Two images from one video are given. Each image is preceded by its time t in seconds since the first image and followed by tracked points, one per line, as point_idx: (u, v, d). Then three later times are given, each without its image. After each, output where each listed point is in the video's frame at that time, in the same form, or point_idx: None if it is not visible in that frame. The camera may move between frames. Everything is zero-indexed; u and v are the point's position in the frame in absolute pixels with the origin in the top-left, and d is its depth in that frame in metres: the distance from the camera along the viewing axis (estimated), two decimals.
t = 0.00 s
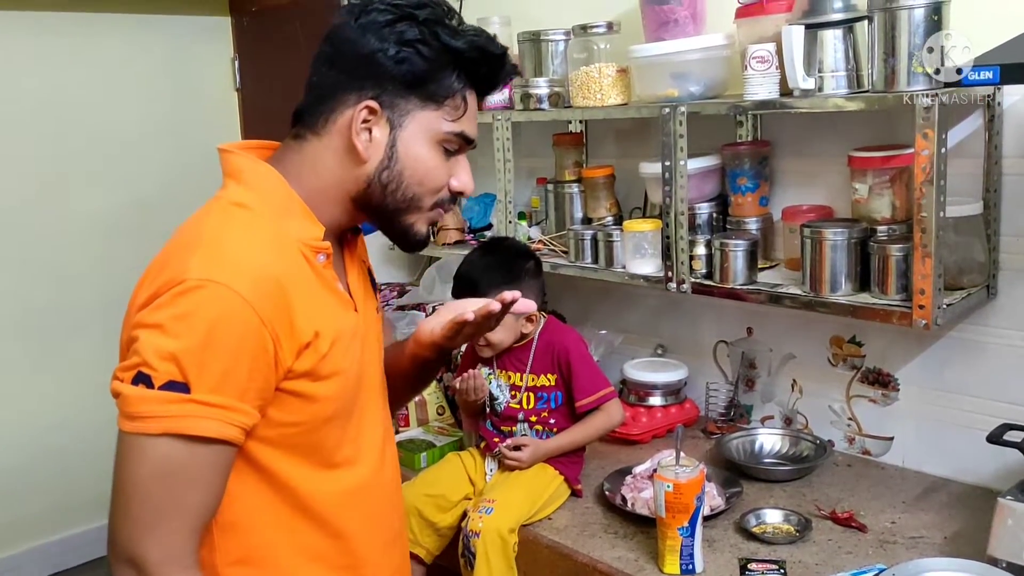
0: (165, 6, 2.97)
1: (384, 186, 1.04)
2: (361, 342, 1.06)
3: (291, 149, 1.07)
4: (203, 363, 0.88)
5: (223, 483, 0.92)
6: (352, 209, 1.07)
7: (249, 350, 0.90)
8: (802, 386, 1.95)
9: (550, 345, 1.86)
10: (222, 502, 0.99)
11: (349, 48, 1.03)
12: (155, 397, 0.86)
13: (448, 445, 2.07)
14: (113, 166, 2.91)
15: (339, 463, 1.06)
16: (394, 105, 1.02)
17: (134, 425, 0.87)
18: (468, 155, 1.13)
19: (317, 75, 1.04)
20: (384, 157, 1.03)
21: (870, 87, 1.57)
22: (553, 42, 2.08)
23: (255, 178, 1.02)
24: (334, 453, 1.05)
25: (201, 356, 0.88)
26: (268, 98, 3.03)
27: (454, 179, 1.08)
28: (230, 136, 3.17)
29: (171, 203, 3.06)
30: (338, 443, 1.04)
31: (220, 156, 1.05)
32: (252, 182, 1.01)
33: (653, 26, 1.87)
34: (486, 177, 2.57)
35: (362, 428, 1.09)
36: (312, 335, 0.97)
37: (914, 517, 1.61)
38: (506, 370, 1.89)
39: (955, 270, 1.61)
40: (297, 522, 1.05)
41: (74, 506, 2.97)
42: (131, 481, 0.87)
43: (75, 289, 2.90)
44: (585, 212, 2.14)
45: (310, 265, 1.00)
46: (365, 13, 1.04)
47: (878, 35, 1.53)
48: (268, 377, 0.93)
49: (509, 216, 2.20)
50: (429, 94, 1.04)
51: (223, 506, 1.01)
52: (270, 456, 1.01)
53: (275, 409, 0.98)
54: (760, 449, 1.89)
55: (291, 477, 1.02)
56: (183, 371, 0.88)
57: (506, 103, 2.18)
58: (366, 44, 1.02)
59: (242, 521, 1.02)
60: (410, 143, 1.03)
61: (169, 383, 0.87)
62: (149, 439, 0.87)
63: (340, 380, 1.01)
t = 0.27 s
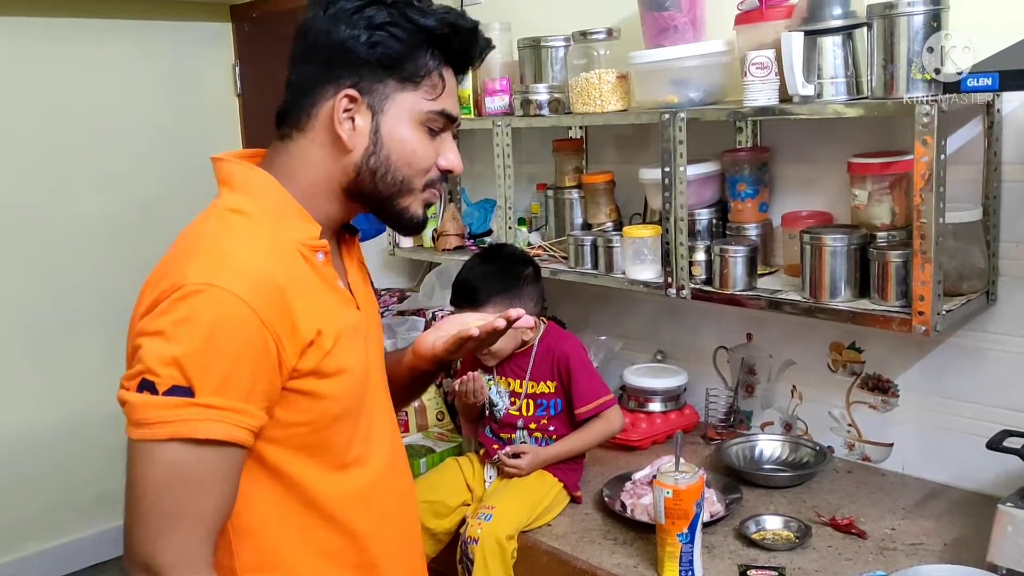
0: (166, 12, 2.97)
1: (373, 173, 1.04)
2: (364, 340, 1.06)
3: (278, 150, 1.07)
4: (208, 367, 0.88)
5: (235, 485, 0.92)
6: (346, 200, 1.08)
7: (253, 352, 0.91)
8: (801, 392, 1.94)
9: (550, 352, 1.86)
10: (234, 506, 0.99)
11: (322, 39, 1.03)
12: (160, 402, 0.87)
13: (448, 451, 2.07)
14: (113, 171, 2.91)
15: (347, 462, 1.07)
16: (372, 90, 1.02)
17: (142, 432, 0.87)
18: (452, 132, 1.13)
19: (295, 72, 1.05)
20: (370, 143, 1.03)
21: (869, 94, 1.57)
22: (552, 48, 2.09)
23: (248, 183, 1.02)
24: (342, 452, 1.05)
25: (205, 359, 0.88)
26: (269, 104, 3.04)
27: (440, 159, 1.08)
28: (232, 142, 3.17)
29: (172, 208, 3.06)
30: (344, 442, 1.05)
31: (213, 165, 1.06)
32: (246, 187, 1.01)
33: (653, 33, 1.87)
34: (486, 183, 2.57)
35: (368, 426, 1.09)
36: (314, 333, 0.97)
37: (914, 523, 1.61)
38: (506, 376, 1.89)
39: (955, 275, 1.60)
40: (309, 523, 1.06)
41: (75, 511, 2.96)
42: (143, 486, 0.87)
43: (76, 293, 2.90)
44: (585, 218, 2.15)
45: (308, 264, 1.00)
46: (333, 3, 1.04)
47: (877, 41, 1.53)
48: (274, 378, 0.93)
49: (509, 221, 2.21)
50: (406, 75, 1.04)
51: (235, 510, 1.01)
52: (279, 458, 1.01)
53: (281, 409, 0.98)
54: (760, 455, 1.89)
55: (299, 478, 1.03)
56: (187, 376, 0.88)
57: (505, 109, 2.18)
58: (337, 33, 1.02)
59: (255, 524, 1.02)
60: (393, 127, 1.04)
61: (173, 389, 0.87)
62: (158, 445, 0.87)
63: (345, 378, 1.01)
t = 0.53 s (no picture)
0: (166, 19, 2.98)
1: (365, 171, 1.04)
2: (370, 339, 1.06)
3: (270, 157, 1.07)
4: (217, 374, 0.88)
5: (251, 490, 0.93)
6: (341, 200, 1.08)
7: (261, 357, 0.91)
8: (801, 399, 1.94)
9: (549, 359, 1.86)
10: (251, 513, 1.00)
11: (304, 42, 1.03)
12: (171, 412, 0.87)
13: (448, 458, 2.07)
14: (113, 177, 2.92)
15: (359, 462, 1.07)
16: (358, 89, 1.02)
17: (156, 443, 0.87)
18: (441, 125, 1.14)
19: (281, 77, 1.05)
20: (360, 142, 1.04)
21: (869, 100, 1.57)
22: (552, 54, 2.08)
23: (244, 191, 1.02)
24: (353, 453, 1.05)
25: (214, 367, 0.88)
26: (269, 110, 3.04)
27: (430, 152, 1.08)
28: (232, 148, 3.18)
29: (173, 215, 3.06)
30: (354, 443, 1.05)
31: (209, 177, 1.06)
32: (242, 197, 1.01)
33: (652, 39, 1.87)
34: (486, 190, 2.57)
35: (378, 426, 1.09)
36: (320, 335, 0.97)
37: (915, 530, 1.61)
38: (506, 385, 1.89)
39: (954, 282, 1.60)
40: (326, 527, 1.06)
41: (75, 517, 2.95)
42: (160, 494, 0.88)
43: (76, 300, 2.90)
44: (585, 224, 2.15)
45: (310, 267, 1.00)
46: (312, 5, 1.03)
47: (875, 48, 1.53)
48: (284, 380, 0.93)
49: (509, 227, 2.20)
50: (390, 72, 1.04)
51: (253, 518, 1.02)
52: (292, 462, 1.01)
53: (292, 413, 0.98)
54: (760, 462, 1.89)
55: (312, 481, 1.03)
56: (197, 385, 0.88)
57: (505, 116, 2.19)
58: (319, 34, 1.02)
59: (272, 529, 1.03)
60: (381, 124, 1.04)
61: (184, 398, 0.88)
62: (172, 455, 0.87)
63: (353, 378, 1.01)
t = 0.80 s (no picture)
0: (168, 29, 2.99)
1: (370, 178, 1.05)
2: (376, 346, 1.06)
3: (273, 168, 1.08)
4: (228, 384, 0.88)
5: (263, 498, 0.93)
6: (346, 209, 1.08)
7: (270, 366, 0.91)
8: (802, 408, 1.94)
9: (549, 369, 1.86)
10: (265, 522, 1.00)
11: (306, 53, 1.03)
12: (183, 423, 0.87)
13: (449, 467, 2.07)
14: (115, 187, 2.92)
15: (368, 469, 1.07)
16: (361, 99, 1.03)
17: (169, 454, 0.88)
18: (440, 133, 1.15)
19: (282, 88, 1.05)
20: (365, 151, 1.04)
21: (869, 110, 1.56)
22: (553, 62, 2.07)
23: (248, 203, 1.02)
24: (363, 460, 1.05)
25: (225, 377, 0.88)
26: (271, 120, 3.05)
27: (432, 159, 1.09)
28: (233, 157, 3.19)
29: (175, 224, 3.07)
30: (363, 449, 1.05)
31: (213, 192, 1.06)
32: (245, 210, 1.02)
33: (652, 50, 1.88)
34: (487, 199, 2.58)
35: (386, 433, 1.10)
36: (329, 342, 0.98)
37: (917, 540, 1.60)
38: (505, 395, 1.89)
39: (955, 292, 1.60)
40: (338, 535, 1.06)
41: (76, 526, 2.95)
42: (175, 505, 0.88)
43: (78, 309, 2.90)
44: (586, 233, 2.15)
45: (316, 276, 1.01)
46: (313, 17, 1.04)
47: (875, 58, 1.54)
48: (294, 389, 0.94)
49: (510, 237, 2.20)
50: (391, 82, 1.05)
51: (266, 527, 1.02)
52: (304, 471, 1.02)
53: (303, 422, 0.99)
54: (762, 471, 1.89)
55: (323, 489, 1.03)
56: (209, 395, 0.88)
57: (506, 126, 2.19)
58: (320, 46, 1.02)
59: (284, 538, 1.03)
60: (385, 133, 1.05)
61: (196, 408, 0.88)
62: (186, 466, 0.88)
63: (361, 384, 1.02)
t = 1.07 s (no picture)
0: (170, 38, 3.00)
1: (391, 188, 1.08)
2: (377, 352, 1.07)
3: (283, 173, 1.07)
4: (231, 392, 0.89)
5: (267, 506, 0.93)
6: (356, 218, 1.10)
7: (273, 375, 0.91)
8: (804, 414, 1.94)
9: (552, 376, 1.86)
10: (269, 529, 1.01)
11: (337, 63, 1.04)
12: (188, 431, 0.88)
13: (451, 475, 2.07)
14: (117, 195, 2.93)
15: (371, 476, 1.07)
16: (390, 112, 1.06)
17: (173, 463, 0.88)
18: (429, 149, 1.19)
19: (304, 94, 1.04)
20: (388, 161, 1.07)
21: (868, 118, 1.58)
22: (553, 72, 2.10)
23: (250, 212, 1.03)
24: (365, 467, 1.06)
25: (229, 384, 0.89)
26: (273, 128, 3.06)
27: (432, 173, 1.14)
28: (235, 165, 3.20)
29: (177, 232, 3.08)
30: (366, 456, 1.05)
31: (215, 202, 1.07)
32: (247, 219, 1.02)
33: (652, 58, 1.88)
34: (488, 206, 2.58)
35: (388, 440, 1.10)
36: (332, 350, 0.98)
37: (918, 547, 1.60)
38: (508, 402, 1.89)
39: (955, 298, 1.61)
40: (342, 542, 1.06)
41: (78, 534, 2.95)
42: (178, 514, 0.88)
43: (80, 317, 2.91)
44: (587, 240, 2.16)
45: (318, 283, 1.01)
46: (346, 28, 1.05)
47: (875, 65, 1.54)
48: (297, 396, 0.94)
49: (511, 244, 2.20)
50: (415, 98, 1.09)
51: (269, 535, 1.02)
52: (308, 478, 1.02)
53: (306, 429, 0.99)
54: (764, 478, 1.89)
55: (325, 497, 1.03)
56: (213, 403, 0.89)
57: (508, 133, 2.19)
58: (355, 57, 1.04)
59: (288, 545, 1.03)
60: (405, 145, 1.08)
61: (201, 417, 0.88)
62: (189, 474, 0.88)
63: (364, 391, 1.02)
